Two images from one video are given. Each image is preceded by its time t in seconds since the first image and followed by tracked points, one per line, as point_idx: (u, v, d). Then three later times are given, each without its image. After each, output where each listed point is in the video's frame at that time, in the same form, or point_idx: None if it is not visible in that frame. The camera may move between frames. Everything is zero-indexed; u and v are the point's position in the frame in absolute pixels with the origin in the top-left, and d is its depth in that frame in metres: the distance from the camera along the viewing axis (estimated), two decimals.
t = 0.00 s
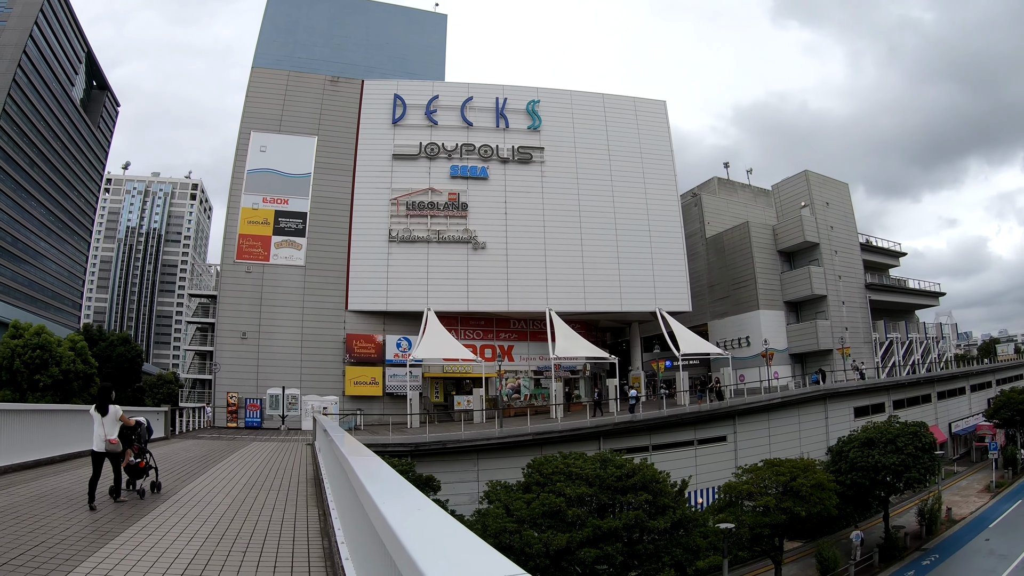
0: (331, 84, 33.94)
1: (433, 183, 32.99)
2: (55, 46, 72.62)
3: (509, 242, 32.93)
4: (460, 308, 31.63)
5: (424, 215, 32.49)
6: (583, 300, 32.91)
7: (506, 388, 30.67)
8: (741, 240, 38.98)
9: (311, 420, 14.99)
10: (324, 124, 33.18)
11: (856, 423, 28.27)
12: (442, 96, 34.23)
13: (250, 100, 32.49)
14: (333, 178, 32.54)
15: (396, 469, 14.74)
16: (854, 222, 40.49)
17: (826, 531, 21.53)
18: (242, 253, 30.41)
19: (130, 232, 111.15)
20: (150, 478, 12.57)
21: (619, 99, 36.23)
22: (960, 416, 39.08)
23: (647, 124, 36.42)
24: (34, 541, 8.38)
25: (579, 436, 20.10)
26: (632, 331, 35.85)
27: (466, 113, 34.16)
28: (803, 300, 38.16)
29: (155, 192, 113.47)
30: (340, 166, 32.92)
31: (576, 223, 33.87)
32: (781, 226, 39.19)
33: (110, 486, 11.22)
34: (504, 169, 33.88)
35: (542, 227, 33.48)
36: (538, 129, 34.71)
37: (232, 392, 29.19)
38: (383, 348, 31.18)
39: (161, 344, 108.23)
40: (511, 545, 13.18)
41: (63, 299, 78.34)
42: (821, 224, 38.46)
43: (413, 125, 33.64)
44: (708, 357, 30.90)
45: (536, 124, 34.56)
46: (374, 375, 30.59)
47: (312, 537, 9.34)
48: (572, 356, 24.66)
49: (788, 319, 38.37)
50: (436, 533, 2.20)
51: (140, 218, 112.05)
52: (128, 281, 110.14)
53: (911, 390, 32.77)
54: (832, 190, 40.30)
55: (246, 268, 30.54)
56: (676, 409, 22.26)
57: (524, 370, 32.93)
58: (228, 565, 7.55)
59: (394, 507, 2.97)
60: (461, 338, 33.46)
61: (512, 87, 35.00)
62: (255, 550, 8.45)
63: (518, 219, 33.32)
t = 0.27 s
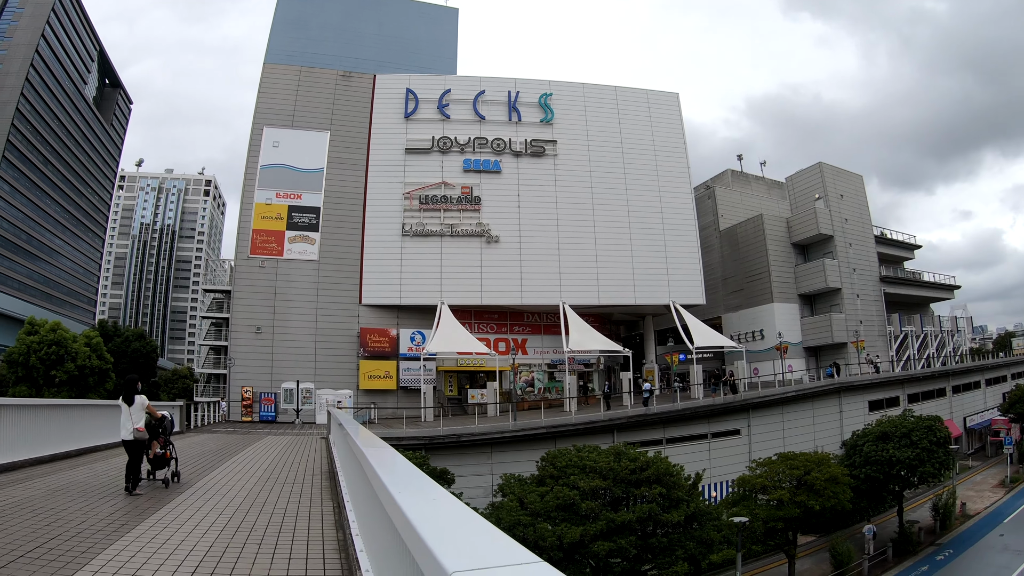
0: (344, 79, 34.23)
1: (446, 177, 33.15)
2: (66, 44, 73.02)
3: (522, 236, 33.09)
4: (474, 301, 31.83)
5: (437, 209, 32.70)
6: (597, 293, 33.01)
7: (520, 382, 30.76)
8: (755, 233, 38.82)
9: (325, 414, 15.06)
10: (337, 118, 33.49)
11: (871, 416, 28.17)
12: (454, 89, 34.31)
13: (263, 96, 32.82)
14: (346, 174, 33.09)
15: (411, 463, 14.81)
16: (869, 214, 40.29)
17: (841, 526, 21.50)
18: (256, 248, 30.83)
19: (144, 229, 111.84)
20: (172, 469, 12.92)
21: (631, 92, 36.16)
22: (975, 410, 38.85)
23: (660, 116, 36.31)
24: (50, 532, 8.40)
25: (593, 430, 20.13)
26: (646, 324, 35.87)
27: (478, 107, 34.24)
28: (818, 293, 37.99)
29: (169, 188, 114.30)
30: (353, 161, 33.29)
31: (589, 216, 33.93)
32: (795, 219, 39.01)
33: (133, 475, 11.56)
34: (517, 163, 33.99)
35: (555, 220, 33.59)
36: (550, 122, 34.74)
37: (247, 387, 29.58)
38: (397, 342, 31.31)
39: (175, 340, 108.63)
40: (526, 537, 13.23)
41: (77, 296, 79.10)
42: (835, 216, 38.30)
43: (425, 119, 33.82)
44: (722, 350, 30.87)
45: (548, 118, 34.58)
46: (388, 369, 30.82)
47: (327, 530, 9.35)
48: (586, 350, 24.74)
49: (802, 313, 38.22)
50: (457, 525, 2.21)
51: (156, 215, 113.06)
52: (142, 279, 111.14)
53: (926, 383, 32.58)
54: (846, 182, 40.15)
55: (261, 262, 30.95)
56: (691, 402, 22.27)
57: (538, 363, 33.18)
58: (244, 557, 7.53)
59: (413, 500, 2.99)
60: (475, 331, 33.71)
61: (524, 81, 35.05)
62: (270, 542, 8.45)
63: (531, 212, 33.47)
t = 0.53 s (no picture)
0: (355, 73, 34.30)
1: (459, 170, 33.30)
2: (77, 40, 73.42)
3: (535, 229, 33.15)
4: (487, 294, 31.99)
5: (450, 203, 32.86)
6: (610, 286, 33.03)
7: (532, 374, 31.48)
8: (769, 226, 38.62)
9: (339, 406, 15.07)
10: (349, 112, 33.72)
11: (884, 411, 28.06)
12: (467, 83, 34.46)
13: (276, 91, 33.03)
14: (356, 167, 33.10)
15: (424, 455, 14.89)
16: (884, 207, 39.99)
17: (853, 520, 21.48)
18: (269, 242, 31.09)
19: (157, 224, 112.55)
20: (191, 457, 13.23)
21: (644, 84, 36.04)
22: (989, 406, 38.61)
23: (673, 108, 36.19)
24: (66, 524, 8.45)
25: (605, 423, 20.15)
26: (659, 318, 35.91)
27: (490, 100, 34.31)
28: (832, 287, 37.84)
29: (182, 184, 115.45)
30: (365, 155, 33.48)
31: (602, 209, 33.94)
32: (809, 212, 38.78)
33: (153, 464, 11.85)
34: (530, 156, 34.03)
35: (568, 213, 33.62)
36: (563, 115, 34.71)
37: (261, 380, 29.79)
38: (410, 335, 31.54)
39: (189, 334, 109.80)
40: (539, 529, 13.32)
41: (93, 291, 79.77)
42: (849, 209, 38.06)
43: (438, 113, 33.94)
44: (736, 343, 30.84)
45: (560, 111, 34.56)
46: (402, 362, 31.03)
47: (340, 522, 9.36)
48: (599, 343, 24.74)
49: (816, 306, 38.10)
50: (467, 510, 2.24)
51: (169, 210, 113.83)
52: (156, 273, 112.06)
53: (940, 378, 32.40)
54: (861, 175, 39.91)
55: (274, 257, 31.18)
56: (704, 395, 22.26)
57: (551, 357, 33.19)
58: (257, 550, 7.53)
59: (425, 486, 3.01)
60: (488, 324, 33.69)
61: (537, 74, 35.07)
62: (284, 535, 8.45)
63: (544, 206, 33.53)
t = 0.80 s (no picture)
0: (367, 69, 34.83)
1: (471, 166, 33.45)
2: (89, 38, 73.95)
3: (547, 223, 33.25)
4: (499, 289, 32.19)
5: (463, 198, 33.05)
6: (623, 281, 33.07)
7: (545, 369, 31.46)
8: (783, 221, 38.44)
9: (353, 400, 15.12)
10: (361, 109, 34.13)
11: (898, 407, 27.95)
12: (479, 78, 34.58)
13: (289, 89, 33.55)
14: (369, 164, 33.59)
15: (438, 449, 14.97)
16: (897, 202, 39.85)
17: (866, 517, 21.43)
18: (282, 238, 31.70)
19: (170, 220, 113.66)
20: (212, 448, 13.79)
21: (657, 78, 35.98)
22: (1003, 403, 38.34)
23: (686, 102, 36.09)
24: (84, 513, 8.45)
25: (618, 418, 20.20)
26: (672, 313, 36.00)
27: (503, 95, 34.42)
28: (845, 282, 37.66)
29: (195, 180, 116.26)
30: (377, 151, 33.82)
31: (615, 204, 33.97)
32: (823, 206, 38.67)
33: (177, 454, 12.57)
34: (542, 151, 34.10)
35: (581, 207, 33.68)
36: (575, 110, 34.72)
37: (275, 374, 30.39)
38: (423, 330, 31.82)
39: (203, 330, 110.79)
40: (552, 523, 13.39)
41: (106, 287, 80.34)
42: (863, 203, 37.93)
43: (450, 108, 34.10)
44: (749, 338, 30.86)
45: (572, 106, 34.58)
46: (414, 357, 31.61)
47: (354, 513, 9.35)
48: (613, 338, 24.79)
49: (829, 302, 37.90)
50: (482, 497, 2.26)
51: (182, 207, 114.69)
52: (169, 269, 112.78)
53: (954, 374, 32.20)
54: (874, 169, 39.84)
55: (287, 252, 31.79)
56: (717, 391, 22.27)
57: (564, 352, 33.51)
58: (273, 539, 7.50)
59: (441, 475, 3.07)
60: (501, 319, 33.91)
61: (549, 69, 35.12)
62: (298, 526, 8.41)
63: (557, 200, 33.59)
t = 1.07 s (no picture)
0: (377, 61, 34.97)
1: (481, 157, 33.47)
2: (98, 33, 74.32)
3: (557, 215, 33.28)
4: (509, 281, 32.27)
5: (473, 189, 33.11)
6: (633, 273, 33.07)
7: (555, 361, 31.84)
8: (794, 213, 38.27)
9: (363, 393, 15.10)
10: (371, 101, 34.24)
11: (908, 401, 27.91)
12: (489, 70, 34.61)
13: (299, 82, 33.73)
14: (379, 157, 33.73)
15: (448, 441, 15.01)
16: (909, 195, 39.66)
17: (875, 512, 21.42)
18: (293, 231, 31.81)
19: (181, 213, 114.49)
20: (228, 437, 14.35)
21: (668, 70, 35.87)
22: (1014, 399, 38.18)
23: (697, 95, 35.98)
24: (92, 504, 8.39)
25: (628, 410, 20.24)
26: (682, 305, 36.01)
27: (513, 87, 34.43)
28: (856, 275, 37.54)
29: (205, 173, 116.75)
30: (387, 143, 33.94)
31: (625, 196, 33.95)
32: (834, 199, 38.52)
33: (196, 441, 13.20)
34: (552, 143, 34.08)
35: (591, 199, 33.70)
36: (585, 102, 34.70)
37: (285, 367, 30.76)
38: (433, 322, 32.26)
39: (213, 322, 110.94)
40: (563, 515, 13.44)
41: (117, 280, 80.83)
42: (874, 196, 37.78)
43: (460, 100, 34.14)
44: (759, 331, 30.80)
45: (583, 97, 34.54)
46: (424, 349, 31.82)
47: (363, 504, 9.29)
48: (622, 330, 24.80)
49: (840, 295, 37.80)
50: (490, 483, 2.48)
51: (192, 200, 115.44)
52: (180, 262, 113.35)
53: (965, 369, 32.10)
54: (886, 162, 39.65)
55: (297, 244, 31.96)
56: (727, 384, 22.27)
57: (574, 344, 33.51)
58: (280, 531, 7.40)
59: (448, 462, 3.27)
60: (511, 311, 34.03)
61: (559, 61, 35.10)
62: (309, 515, 8.52)
63: (567, 193, 33.61)
